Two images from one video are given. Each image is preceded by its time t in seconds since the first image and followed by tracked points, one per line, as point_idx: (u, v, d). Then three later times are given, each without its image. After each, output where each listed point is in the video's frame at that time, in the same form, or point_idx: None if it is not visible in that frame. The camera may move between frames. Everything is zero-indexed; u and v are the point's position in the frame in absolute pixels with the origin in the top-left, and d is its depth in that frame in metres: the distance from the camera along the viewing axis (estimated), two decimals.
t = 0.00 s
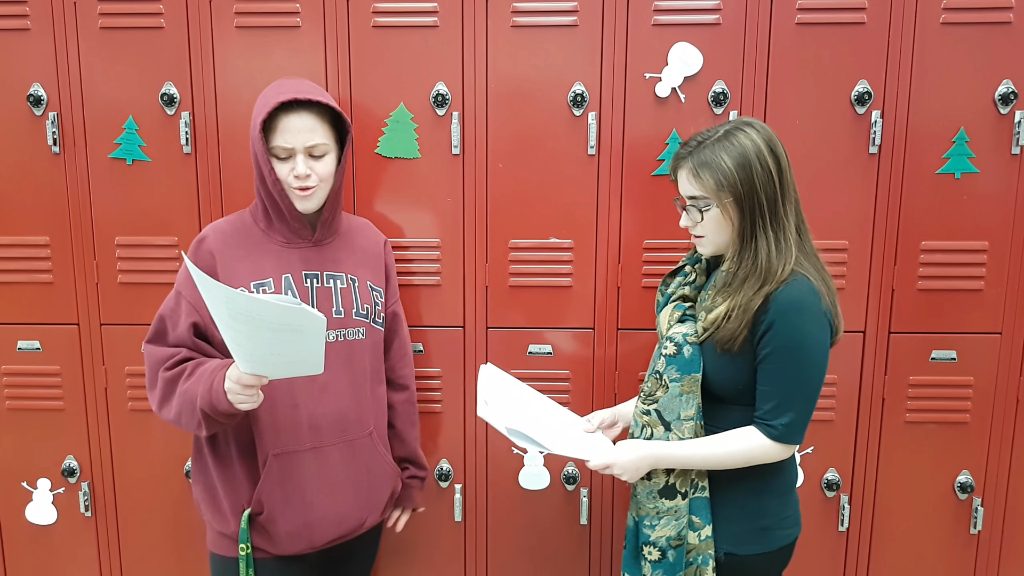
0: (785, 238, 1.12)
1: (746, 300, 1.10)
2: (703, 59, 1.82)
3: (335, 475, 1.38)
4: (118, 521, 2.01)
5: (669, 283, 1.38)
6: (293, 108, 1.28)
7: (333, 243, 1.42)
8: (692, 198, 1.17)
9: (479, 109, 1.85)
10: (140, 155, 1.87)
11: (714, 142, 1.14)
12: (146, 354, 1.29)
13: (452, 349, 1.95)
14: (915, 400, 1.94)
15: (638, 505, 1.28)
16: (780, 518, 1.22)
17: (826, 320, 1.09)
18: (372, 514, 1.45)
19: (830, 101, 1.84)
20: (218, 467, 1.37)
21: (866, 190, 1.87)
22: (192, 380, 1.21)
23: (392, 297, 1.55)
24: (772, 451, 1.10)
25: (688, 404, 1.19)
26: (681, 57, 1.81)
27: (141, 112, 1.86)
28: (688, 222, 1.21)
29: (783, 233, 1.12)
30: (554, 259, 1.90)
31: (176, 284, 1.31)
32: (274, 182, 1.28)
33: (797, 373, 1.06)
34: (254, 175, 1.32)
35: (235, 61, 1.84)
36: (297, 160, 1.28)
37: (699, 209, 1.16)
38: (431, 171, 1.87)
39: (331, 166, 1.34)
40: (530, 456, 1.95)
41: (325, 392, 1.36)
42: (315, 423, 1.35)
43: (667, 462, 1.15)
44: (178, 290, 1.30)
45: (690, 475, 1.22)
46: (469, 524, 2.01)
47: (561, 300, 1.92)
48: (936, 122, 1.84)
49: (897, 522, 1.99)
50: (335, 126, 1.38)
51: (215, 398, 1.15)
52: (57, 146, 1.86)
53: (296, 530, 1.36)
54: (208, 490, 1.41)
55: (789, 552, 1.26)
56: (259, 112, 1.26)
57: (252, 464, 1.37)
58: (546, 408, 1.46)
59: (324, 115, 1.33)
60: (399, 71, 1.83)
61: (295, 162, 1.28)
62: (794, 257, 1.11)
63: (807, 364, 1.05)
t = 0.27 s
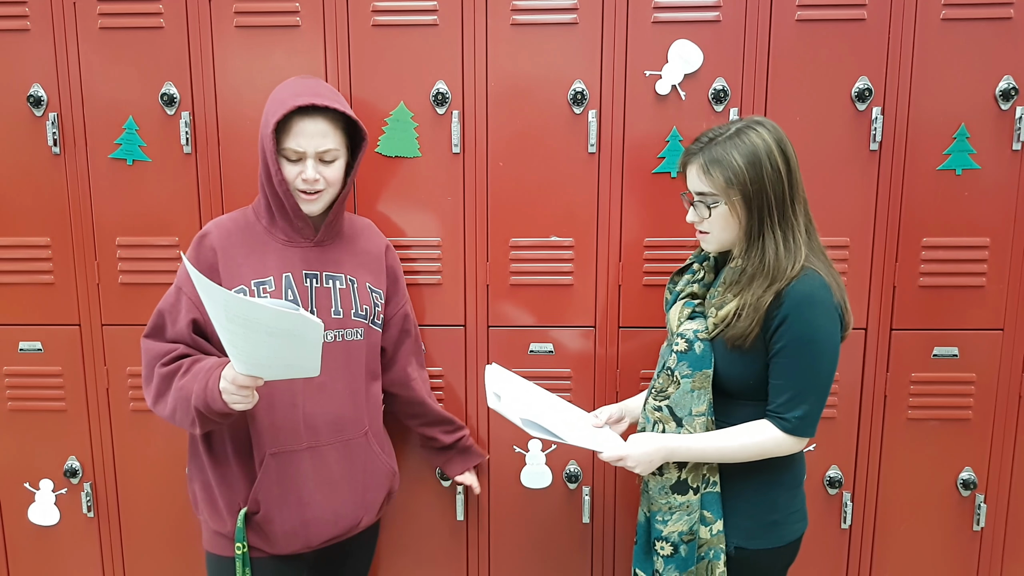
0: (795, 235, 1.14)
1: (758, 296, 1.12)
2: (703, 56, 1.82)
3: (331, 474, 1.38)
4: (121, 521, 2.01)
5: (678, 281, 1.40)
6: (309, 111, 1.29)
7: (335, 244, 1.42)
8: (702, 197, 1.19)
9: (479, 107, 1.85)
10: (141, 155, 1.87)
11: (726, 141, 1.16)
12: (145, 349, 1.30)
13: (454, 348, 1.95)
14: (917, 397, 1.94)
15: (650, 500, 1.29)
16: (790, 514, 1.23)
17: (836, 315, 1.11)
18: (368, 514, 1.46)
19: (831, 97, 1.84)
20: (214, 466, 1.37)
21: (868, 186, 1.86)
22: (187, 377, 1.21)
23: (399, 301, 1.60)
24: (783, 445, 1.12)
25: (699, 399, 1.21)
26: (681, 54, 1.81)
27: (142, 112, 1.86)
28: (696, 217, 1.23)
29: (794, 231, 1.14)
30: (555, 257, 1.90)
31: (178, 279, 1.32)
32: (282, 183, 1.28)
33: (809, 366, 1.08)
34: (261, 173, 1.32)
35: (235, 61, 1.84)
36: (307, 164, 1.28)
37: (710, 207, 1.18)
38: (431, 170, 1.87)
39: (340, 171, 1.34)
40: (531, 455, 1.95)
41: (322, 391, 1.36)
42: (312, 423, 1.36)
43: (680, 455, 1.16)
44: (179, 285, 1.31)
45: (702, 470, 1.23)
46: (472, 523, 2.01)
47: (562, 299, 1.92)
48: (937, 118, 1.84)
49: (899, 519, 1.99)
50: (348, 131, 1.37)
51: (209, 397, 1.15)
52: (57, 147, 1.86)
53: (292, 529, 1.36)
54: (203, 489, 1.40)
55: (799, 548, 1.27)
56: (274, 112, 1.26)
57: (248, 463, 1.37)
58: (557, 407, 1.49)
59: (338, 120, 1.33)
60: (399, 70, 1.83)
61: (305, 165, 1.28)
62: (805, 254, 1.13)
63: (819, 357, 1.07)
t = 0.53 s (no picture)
0: (802, 234, 1.15)
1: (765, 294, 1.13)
2: (705, 53, 1.81)
3: (331, 472, 1.38)
4: (121, 518, 2.01)
5: (683, 278, 1.40)
6: (310, 108, 1.28)
7: (337, 241, 1.41)
8: (710, 196, 1.19)
9: (480, 104, 1.84)
10: (142, 152, 1.87)
11: (734, 140, 1.17)
12: (145, 346, 1.30)
13: (454, 345, 1.94)
14: (918, 396, 1.94)
15: (653, 494, 1.29)
16: (791, 509, 1.23)
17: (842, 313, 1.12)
18: (367, 511, 1.46)
19: (833, 96, 1.83)
20: (214, 463, 1.37)
21: (870, 185, 1.86)
22: (186, 377, 1.21)
23: (397, 298, 1.56)
24: (788, 440, 1.13)
25: (704, 394, 1.21)
26: (683, 52, 1.81)
27: (142, 108, 1.86)
28: (704, 217, 1.24)
29: (801, 229, 1.15)
30: (556, 255, 1.89)
31: (178, 277, 1.32)
32: (282, 181, 1.28)
33: (816, 364, 1.08)
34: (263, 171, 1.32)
35: (236, 57, 1.83)
36: (308, 161, 1.27)
37: (717, 206, 1.19)
38: (432, 167, 1.87)
39: (341, 168, 1.33)
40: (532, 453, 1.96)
41: (322, 391, 1.36)
42: (312, 421, 1.36)
43: (687, 451, 1.16)
44: (179, 283, 1.31)
45: (704, 464, 1.22)
46: (472, 520, 2.01)
47: (563, 297, 1.91)
48: (940, 116, 1.83)
49: (900, 518, 1.99)
50: (350, 127, 1.37)
51: (206, 399, 1.14)
52: (58, 143, 1.86)
53: (292, 526, 1.36)
54: (204, 486, 1.40)
55: (796, 544, 1.27)
56: (275, 109, 1.26)
57: (248, 461, 1.37)
58: (559, 404, 1.50)
59: (339, 117, 1.32)
60: (400, 66, 1.83)
61: (305, 163, 1.27)
62: (812, 253, 1.14)
63: (826, 355, 1.08)
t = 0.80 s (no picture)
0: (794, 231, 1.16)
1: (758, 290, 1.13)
2: (703, 54, 1.82)
3: (333, 473, 1.38)
4: (117, 518, 2.00)
5: (678, 277, 1.40)
6: (307, 107, 1.27)
7: (338, 241, 1.41)
8: (704, 193, 1.20)
9: (479, 104, 1.84)
10: (139, 150, 1.86)
11: (732, 136, 1.18)
12: (146, 345, 1.29)
13: (452, 345, 1.94)
14: (915, 397, 1.94)
15: (646, 491, 1.29)
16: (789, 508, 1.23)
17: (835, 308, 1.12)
18: (367, 512, 1.45)
19: (830, 97, 1.84)
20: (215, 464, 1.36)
21: (867, 186, 1.87)
22: (184, 374, 1.20)
23: (393, 297, 1.51)
24: (782, 436, 1.13)
25: (699, 392, 1.21)
26: (681, 52, 1.81)
27: (140, 106, 1.85)
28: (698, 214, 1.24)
29: (795, 226, 1.15)
30: (554, 255, 1.89)
31: (178, 276, 1.30)
32: (283, 180, 1.27)
33: (808, 358, 1.08)
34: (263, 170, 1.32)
35: (235, 55, 1.83)
36: (307, 160, 1.27)
37: (711, 203, 1.19)
38: (431, 167, 1.87)
39: (341, 167, 1.33)
40: (530, 453, 1.96)
41: (324, 392, 1.35)
42: (315, 422, 1.35)
43: (681, 446, 1.16)
44: (180, 283, 1.28)
45: (697, 462, 1.23)
46: (469, 520, 2.01)
47: (561, 297, 1.91)
48: (936, 118, 1.84)
49: (896, 518, 1.99)
50: (349, 125, 1.37)
51: (205, 393, 1.14)
52: (55, 141, 1.86)
53: (293, 528, 1.35)
54: (205, 487, 1.39)
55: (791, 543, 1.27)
56: (272, 109, 1.25)
57: (250, 462, 1.36)
58: (553, 400, 1.49)
59: (337, 115, 1.32)
60: (399, 66, 1.83)
61: (305, 162, 1.27)
62: (805, 249, 1.15)
63: (818, 349, 1.08)
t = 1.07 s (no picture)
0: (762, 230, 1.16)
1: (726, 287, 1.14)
2: (701, 60, 1.82)
3: (333, 476, 1.38)
4: (111, 521, 1.99)
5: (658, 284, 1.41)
6: (307, 107, 1.27)
7: (339, 243, 1.40)
8: (676, 196, 1.22)
9: (477, 108, 1.84)
10: (136, 152, 1.86)
11: (704, 141, 1.20)
12: (146, 349, 1.27)
13: (448, 348, 1.94)
14: (911, 403, 1.94)
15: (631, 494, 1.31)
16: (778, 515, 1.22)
17: (804, 302, 1.11)
18: (364, 515, 1.46)
19: (827, 103, 1.84)
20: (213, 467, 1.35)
21: (864, 192, 1.87)
22: (190, 373, 1.19)
23: (393, 301, 1.53)
24: (754, 434, 1.11)
25: (676, 394, 1.21)
26: (679, 58, 1.82)
27: (138, 108, 1.85)
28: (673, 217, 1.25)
29: (763, 225, 1.16)
30: (552, 259, 1.89)
31: (178, 281, 1.29)
32: (285, 182, 1.26)
33: (775, 352, 1.08)
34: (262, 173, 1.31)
35: (233, 58, 1.83)
36: (310, 160, 1.26)
37: (683, 205, 1.21)
38: (428, 170, 1.87)
39: (342, 166, 1.33)
40: (527, 457, 1.96)
41: (326, 395, 1.35)
42: (316, 426, 1.34)
43: (652, 445, 1.13)
44: (181, 287, 1.28)
45: (678, 464, 1.24)
46: (465, 524, 2.00)
47: (558, 301, 1.91)
48: (933, 124, 1.85)
49: (893, 524, 1.99)
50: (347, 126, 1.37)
51: (213, 388, 1.13)
52: (52, 143, 1.85)
53: (292, 533, 1.35)
54: (202, 491, 1.38)
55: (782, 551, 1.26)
56: (272, 111, 1.24)
57: (249, 466, 1.35)
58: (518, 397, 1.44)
59: (336, 115, 1.32)
60: (397, 69, 1.83)
61: (307, 162, 1.26)
62: (773, 247, 1.15)
63: (786, 343, 1.07)
